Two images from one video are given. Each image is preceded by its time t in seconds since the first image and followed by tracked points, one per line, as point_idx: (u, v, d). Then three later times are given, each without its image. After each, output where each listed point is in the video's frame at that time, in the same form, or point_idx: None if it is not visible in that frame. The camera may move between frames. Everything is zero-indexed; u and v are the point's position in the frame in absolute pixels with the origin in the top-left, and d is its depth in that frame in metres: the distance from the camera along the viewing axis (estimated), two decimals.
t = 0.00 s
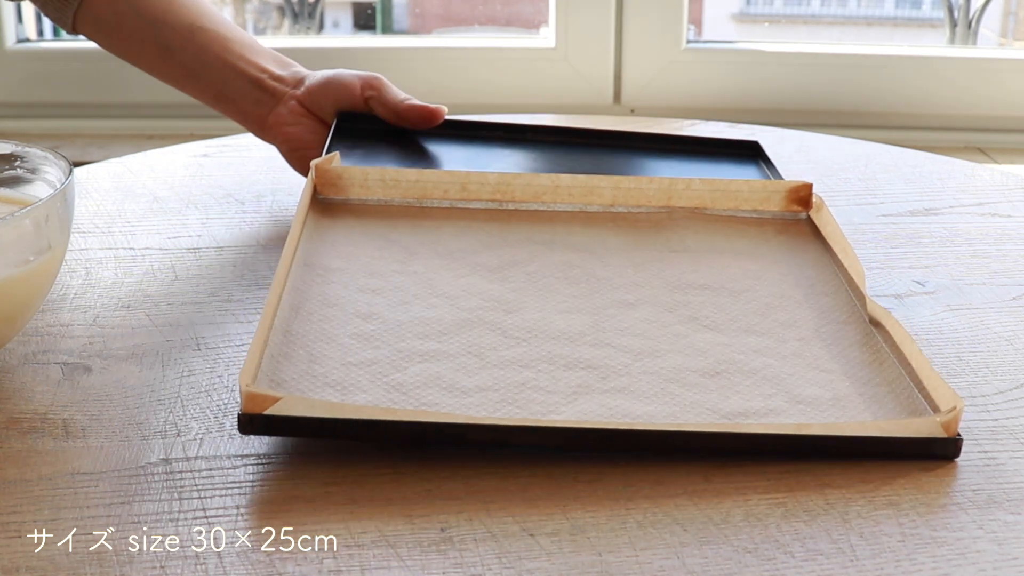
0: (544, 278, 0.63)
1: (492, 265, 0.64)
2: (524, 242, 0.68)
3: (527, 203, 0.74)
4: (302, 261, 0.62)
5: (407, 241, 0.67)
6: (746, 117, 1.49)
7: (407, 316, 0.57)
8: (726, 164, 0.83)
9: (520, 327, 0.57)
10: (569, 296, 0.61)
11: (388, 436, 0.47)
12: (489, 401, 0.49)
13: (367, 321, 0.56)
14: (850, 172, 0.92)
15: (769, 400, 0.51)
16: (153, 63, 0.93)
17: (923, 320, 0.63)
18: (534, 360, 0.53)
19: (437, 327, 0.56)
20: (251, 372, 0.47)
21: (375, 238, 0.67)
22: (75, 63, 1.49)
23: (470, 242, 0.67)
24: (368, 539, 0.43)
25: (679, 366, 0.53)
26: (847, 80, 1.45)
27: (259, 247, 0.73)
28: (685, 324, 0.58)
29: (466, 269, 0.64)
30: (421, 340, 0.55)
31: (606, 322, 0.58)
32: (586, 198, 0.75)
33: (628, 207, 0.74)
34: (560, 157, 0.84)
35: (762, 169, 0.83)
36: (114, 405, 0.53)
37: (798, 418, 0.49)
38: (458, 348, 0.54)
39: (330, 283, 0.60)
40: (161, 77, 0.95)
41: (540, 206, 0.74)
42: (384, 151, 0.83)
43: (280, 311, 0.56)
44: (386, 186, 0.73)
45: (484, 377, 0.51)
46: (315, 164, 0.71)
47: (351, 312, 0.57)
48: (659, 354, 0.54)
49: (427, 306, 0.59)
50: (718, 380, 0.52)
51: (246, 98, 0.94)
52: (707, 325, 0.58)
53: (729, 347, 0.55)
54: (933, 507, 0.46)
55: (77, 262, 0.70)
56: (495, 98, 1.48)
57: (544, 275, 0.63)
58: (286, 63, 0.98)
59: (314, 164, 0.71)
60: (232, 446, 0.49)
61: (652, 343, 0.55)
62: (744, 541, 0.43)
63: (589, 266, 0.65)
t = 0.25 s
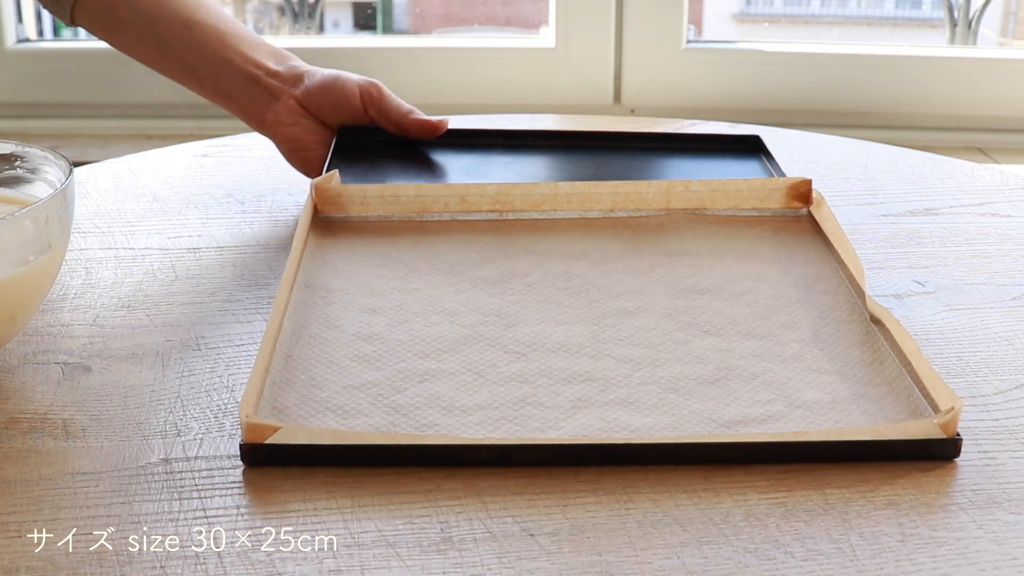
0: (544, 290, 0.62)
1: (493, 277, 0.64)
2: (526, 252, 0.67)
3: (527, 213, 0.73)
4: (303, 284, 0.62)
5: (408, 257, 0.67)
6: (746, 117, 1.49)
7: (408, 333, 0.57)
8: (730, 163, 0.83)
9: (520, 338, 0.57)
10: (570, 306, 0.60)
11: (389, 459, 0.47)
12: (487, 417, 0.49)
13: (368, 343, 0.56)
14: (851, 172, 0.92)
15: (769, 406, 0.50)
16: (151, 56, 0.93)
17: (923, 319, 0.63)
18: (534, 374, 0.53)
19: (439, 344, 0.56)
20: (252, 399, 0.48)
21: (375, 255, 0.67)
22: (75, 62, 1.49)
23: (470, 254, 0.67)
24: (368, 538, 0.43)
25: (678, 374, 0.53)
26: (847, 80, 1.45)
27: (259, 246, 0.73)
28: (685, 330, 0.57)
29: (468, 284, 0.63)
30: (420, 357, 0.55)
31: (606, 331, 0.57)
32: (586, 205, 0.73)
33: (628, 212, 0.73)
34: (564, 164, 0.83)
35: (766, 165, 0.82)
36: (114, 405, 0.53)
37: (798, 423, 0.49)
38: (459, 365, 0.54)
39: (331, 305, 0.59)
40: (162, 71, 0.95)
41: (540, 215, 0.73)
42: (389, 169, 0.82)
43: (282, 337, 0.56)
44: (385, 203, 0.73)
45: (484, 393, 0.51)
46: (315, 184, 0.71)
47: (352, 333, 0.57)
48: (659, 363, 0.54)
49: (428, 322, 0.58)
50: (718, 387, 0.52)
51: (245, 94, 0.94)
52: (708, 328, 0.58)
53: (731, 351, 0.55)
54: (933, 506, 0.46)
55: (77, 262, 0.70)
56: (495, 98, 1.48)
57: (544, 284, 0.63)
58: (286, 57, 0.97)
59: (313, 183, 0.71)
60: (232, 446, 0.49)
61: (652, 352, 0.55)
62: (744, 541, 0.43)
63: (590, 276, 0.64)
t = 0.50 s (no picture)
0: (543, 303, 0.62)
1: (492, 291, 0.63)
2: (525, 266, 0.67)
3: (526, 232, 0.71)
4: (303, 296, 0.61)
5: (405, 272, 0.66)
6: (746, 117, 1.49)
7: (408, 345, 0.57)
8: (729, 186, 0.82)
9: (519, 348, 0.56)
10: (569, 315, 0.60)
11: (389, 458, 0.47)
12: (486, 420, 0.49)
13: (367, 351, 0.56)
14: (851, 172, 0.92)
15: (768, 409, 0.51)
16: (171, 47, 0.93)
17: (923, 320, 0.63)
18: (533, 380, 0.53)
19: (438, 354, 0.56)
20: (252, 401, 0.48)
21: (375, 272, 0.66)
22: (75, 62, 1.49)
23: (469, 271, 0.66)
24: (368, 538, 0.43)
25: (676, 380, 0.53)
26: (848, 80, 1.45)
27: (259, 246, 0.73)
28: (683, 339, 0.57)
29: (466, 296, 0.62)
30: (420, 364, 0.55)
31: (605, 338, 0.58)
32: (584, 223, 0.72)
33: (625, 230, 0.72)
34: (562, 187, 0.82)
35: (765, 189, 0.81)
36: (115, 405, 0.53)
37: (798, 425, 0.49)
38: (459, 373, 0.54)
39: (331, 315, 0.59)
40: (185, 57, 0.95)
41: (538, 234, 0.72)
42: (389, 194, 0.80)
43: (282, 344, 0.56)
44: (384, 222, 0.71)
45: (483, 398, 0.51)
46: (314, 203, 0.70)
47: (351, 343, 0.56)
48: (658, 369, 0.54)
49: (427, 333, 0.58)
50: (718, 392, 0.52)
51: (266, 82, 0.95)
52: (707, 334, 0.58)
53: (728, 359, 0.55)
54: (932, 506, 0.46)
55: (77, 262, 0.70)
56: (494, 99, 1.48)
57: (543, 297, 0.62)
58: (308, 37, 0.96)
59: (313, 203, 0.70)
60: (232, 446, 0.49)
61: (651, 359, 0.55)
62: (744, 541, 0.43)
63: (589, 290, 0.64)
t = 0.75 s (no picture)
0: (544, 311, 0.62)
1: (493, 298, 0.63)
2: (526, 275, 0.66)
3: (528, 244, 0.71)
4: (305, 302, 0.61)
5: (407, 280, 0.66)
6: (746, 117, 1.49)
7: (408, 348, 0.57)
8: (733, 202, 0.81)
9: (518, 350, 0.57)
10: (569, 320, 0.60)
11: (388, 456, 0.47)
12: (485, 421, 0.50)
13: (367, 353, 0.56)
14: (851, 172, 0.92)
15: (767, 410, 0.51)
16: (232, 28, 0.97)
17: (923, 320, 0.63)
18: (532, 382, 0.53)
19: (438, 356, 0.56)
20: (252, 396, 0.48)
21: (377, 280, 0.65)
22: (75, 62, 1.49)
23: (470, 280, 0.65)
24: (368, 538, 0.43)
25: (675, 382, 0.53)
26: (848, 80, 1.45)
27: (259, 246, 0.73)
28: (683, 343, 0.57)
29: (467, 304, 0.62)
30: (420, 365, 0.55)
31: (605, 341, 0.58)
32: (586, 234, 0.72)
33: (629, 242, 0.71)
34: (566, 202, 0.81)
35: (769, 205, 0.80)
36: (115, 404, 0.53)
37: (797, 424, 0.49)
38: (458, 375, 0.54)
39: (331, 319, 0.59)
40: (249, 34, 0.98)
41: (541, 246, 0.71)
42: (399, 210, 0.79)
43: (284, 346, 0.56)
44: (389, 233, 0.70)
45: (484, 399, 0.51)
46: (318, 214, 0.69)
47: (351, 346, 0.56)
48: (657, 371, 0.54)
49: (427, 337, 0.58)
50: (716, 394, 0.52)
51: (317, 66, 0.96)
52: (707, 338, 0.58)
53: (727, 362, 0.55)
54: (932, 506, 0.46)
55: (77, 262, 0.70)
56: (495, 100, 1.48)
57: (544, 305, 0.62)
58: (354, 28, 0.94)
59: (318, 214, 0.69)
60: (232, 446, 0.49)
61: (650, 362, 0.55)
62: (744, 541, 0.43)
63: (589, 298, 0.64)
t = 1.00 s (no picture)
0: (545, 312, 0.62)
1: (496, 300, 0.63)
2: (530, 277, 0.66)
3: (532, 245, 0.70)
4: (308, 304, 0.61)
5: (411, 282, 0.66)
6: (746, 117, 1.49)
7: (408, 348, 0.57)
8: (740, 205, 0.81)
9: (518, 350, 0.57)
10: (570, 321, 0.60)
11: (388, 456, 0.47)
12: (484, 421, 0.50)
13: (367, 353, 0.56)
14: (852, 172, 0.92)
15: (766, 410, 0.51)
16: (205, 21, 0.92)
17: (924, 320, 0.63)
18: (531, 382, 0.53)
19: (438, 356, 0.56)
20: (250, 392, 0.49)
21: (381, 282, 0.66)
22: (74, 62, 1.49)
23: (473, 282, 0.65)
24: (368, 538, 0.43)
25: (674, 382, 0.53)
26: (848, 80, 1.45)
27: (259, 245, 0.73)
28: (683, 345, 0.57)
29: (468, 305, 0.62)
30: (420, 365, 0.55)
31: (605, 342, 0.58)
32: (590, 237, 0.71)
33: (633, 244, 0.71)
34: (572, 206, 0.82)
35: (776, 207, 0.81)
36: (115, 404, 0.53)
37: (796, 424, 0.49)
38: (458, 375, 0.54)
39: (332, 320, 0.59)
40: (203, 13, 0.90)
41: (545, 247, 0.71)
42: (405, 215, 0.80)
43: (285, 346, 0.56)
44: (394, 235, 0.70)
45: (484, 399, 0.51)
46: (322, 217, 0.69)
47: (351, 346, 0.56)
48: (656, 372, 0.54)
49: (427, 337, 0.58)
50: (716, 394, 0.52)
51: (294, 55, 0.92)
52: (707, 339, 0.58)
53: (727, 364, 0.55)
54: (932, 506, 0.46)
55: (77, 262, 0.70)
56: (495, 100, 1.48)
57: (546, 306, 0.62)
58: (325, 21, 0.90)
59: (324, 216, 0.69)
60: (232, 446, 0.49)
61: (649, 363, 0.55)
62: (743, 541, 0.43)
63: (590, 299, 0.64)
